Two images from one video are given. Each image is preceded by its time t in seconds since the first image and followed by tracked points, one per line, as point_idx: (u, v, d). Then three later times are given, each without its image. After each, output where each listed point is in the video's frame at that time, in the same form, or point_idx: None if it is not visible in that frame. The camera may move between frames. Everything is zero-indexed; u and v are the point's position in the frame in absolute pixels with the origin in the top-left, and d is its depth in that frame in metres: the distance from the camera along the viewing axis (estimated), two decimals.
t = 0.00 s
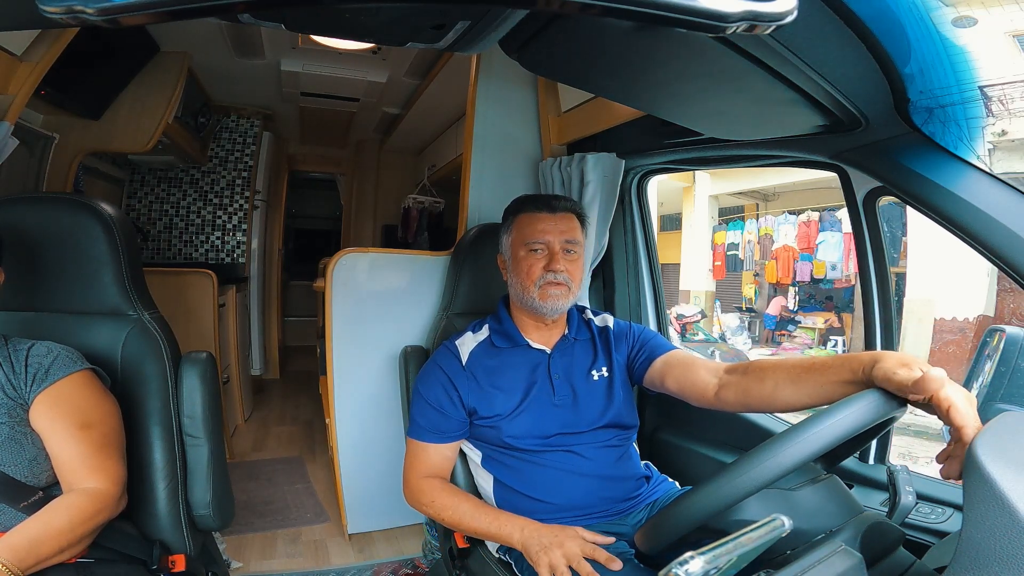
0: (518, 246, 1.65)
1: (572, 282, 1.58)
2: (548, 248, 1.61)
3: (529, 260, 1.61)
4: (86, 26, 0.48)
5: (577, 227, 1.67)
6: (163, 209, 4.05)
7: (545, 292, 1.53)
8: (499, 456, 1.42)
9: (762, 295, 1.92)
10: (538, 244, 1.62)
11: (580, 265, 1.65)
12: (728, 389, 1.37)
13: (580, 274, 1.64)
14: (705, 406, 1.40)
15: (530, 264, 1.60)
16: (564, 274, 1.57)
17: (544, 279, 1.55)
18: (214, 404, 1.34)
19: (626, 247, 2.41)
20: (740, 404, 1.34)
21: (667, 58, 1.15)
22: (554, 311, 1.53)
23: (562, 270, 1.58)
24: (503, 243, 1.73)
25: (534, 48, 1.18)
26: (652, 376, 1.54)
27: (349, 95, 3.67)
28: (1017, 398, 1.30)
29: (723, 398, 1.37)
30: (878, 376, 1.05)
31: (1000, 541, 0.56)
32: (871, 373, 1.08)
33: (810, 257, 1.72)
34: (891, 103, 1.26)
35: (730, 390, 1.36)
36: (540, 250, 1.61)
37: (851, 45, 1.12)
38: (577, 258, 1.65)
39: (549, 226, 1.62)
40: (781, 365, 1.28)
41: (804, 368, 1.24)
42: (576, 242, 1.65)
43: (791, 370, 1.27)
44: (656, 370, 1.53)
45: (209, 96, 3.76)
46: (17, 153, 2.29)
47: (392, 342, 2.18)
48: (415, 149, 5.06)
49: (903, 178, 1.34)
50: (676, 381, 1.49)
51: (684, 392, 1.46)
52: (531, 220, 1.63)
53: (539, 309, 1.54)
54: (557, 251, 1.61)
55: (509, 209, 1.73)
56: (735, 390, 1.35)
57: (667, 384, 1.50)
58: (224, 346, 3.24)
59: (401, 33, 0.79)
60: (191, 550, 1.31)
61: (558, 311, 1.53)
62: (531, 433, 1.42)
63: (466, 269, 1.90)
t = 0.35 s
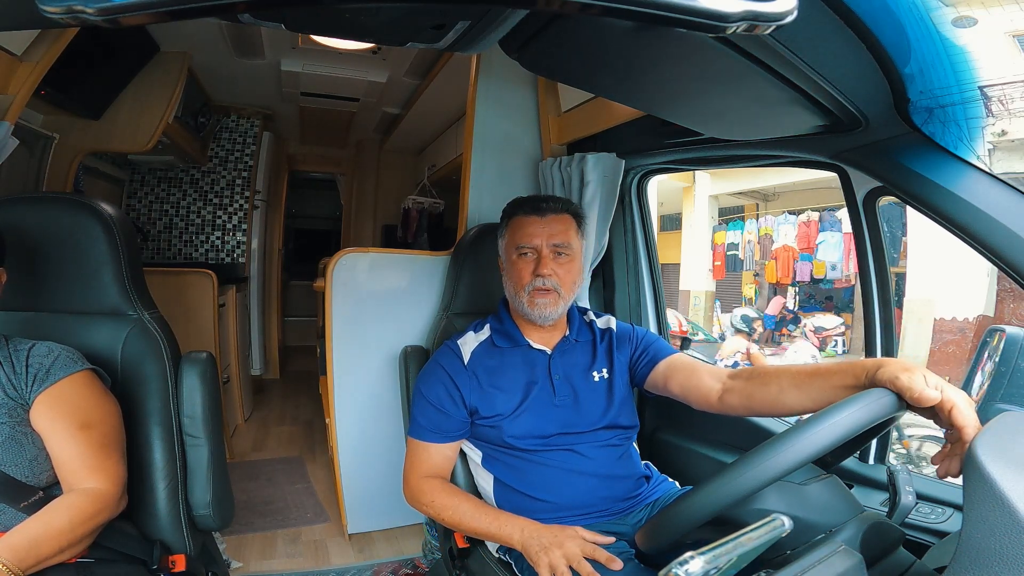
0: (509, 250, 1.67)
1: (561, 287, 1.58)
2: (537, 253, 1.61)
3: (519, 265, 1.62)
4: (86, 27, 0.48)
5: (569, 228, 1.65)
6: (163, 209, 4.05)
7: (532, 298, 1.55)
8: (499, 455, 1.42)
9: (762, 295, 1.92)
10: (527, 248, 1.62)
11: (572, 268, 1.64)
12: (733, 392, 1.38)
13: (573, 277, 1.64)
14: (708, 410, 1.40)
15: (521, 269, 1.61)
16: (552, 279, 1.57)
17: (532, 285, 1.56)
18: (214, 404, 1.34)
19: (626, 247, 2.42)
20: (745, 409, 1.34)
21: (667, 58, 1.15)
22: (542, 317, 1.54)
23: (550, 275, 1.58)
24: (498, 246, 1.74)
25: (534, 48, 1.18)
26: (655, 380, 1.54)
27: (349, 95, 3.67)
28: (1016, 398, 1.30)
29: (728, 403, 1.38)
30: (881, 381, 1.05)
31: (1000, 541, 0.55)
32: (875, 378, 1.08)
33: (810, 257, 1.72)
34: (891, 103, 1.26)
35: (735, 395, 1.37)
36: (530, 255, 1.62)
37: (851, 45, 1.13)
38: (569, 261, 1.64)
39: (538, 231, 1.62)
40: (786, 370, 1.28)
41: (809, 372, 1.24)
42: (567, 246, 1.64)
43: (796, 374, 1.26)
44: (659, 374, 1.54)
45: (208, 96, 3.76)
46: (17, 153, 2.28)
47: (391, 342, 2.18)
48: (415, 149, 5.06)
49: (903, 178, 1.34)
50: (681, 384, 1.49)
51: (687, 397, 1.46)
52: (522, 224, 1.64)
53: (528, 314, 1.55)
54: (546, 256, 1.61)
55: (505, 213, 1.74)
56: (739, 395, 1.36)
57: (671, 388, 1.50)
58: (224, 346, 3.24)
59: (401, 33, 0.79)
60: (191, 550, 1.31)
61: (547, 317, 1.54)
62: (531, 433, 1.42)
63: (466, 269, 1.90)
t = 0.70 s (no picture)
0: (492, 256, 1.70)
1: (543, 287, 1.57)
2: (513, 256, 1.62)
3: (500, 270, 1.65)
4: (86, 26, 0.48)
5: (543, 227, 1.63)
6: (163, 209, 4.05)
7: (512, 302, 1.56)
8: (498, 456, 1.43)
9: (762, 295, 1.91)
10: (504, 253, 1.64)
11: (553, 267, 1.62)
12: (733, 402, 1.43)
13: (556, 275, 1.61)
14: (710, 418, 1.44)
15: (501, 275, 1.64)
16: (529, 282, 1.57)
17: (510, 290, 1.58)
18: (214, 404, 1.34)
19: (626, 247, 2.41)
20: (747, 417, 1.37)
21: (668, 58, 1.15)
22: (524, 318, 1.55)
23: (526, 278, 1.57)
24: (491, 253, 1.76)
25: (534, 48, 1.18)
26: (657, 389, 1.57)
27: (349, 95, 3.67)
28: (1016, 397, 1.30)
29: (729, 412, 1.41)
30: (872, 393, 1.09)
31: (1000, 541, 0.55)
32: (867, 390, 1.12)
33: (809, 257, 1.72)
34: (891, 103, 1.26)
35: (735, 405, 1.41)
36: (508, 258, 1.63)
37: (851, 45, 1.13)
38: (548, 260, 1.62)
39: (511, 233, 1.63)
40: (784, 383, 1.32)
41: (807, 387, 1.29)
42: (540, 244, 1.61)
43: (794, 388, 1.30)
44: (660, 382, 1.56)
45: (208, 96, 3.76)
46: (17, 153, 2.28)
47: (391, 342, 2.18)
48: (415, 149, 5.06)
49: (903, 178, 1.34)
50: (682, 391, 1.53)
51: (686, 406, 1.50)
52: (496, 232, 1.66)
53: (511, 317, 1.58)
54: (522, 260, 1.60)
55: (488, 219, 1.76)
56: (740, 405, 1.39)
57: (673, 398, 1.53)
58: (224, 346, 3.24)
59: (401, 32, 0.79)
60: (191, 550, 1.31)
61: (531, 318, 1.54)
62: (531, 434, 1.41)
63: (466, 269, 1.90)
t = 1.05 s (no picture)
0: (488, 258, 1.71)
1: (534, 287, 1.57)
2: (506, 257, 1.63)
3: (495, 272, 1.66)
4: (86, 26, 0.48)
5: (534, 226, 1.63)
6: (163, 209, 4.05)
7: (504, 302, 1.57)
8: (497, 455, 1.43)
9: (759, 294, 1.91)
10: (497, 254, 1.65)
11: (546, 268, 1.61)
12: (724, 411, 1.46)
13: (548, 276, 1.61)
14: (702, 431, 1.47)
15: (496, 276, 1.65)
16: (518, 282, 1.57)
17: (502, 291, 1.58)
18: (214, 404, 1.34)
19: (626, 247, 2.40)
20: (738, 429, 1.39)
21: (668, 58, 1.14)
22: (516, 318, 1.55)
23: (516, 279, 1.57)
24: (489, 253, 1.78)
25: (534, 48, 1.18)
26: (652, 397, 1.59)
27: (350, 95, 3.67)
28: (1016, 398, 1.30)
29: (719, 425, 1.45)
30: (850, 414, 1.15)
31: (999, 541, 0.55)
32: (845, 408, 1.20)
33: (807, 257, 1.71)
34: (891, 103, 1.26)
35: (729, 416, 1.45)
36: (501, 260, 1.64)
37: (851, 45, 1.13)
38: (540, 259, 1.62)
39: (503, 235, 1.64)
40: (772, 399, 1.36)
41: (793, 404, 1.33)
42: (530, 245, 1.61)
43: (782, 404, 1.34)
44: (661, 392, 1.58)
45: (208, 96, 3.76)
46: (17, 153, 2.28)
47: (391, 342, 2.18)
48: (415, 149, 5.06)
49: (903, 178, 1.34)
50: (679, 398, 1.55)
51: (680, 416, 1.54)
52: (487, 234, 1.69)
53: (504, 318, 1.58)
54: (512, 260, 1.61)
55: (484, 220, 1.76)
56: (731, 418, 1.43)
57: (671, 407, 1.56)
58: (224, 346, 3.24)
59: (401, 33, 0.79)
60: (191, 550, 1.31)
61: (524, 318, 1.54)
62: (530, 433, 1.42)
63: (466, 269, 1.90)
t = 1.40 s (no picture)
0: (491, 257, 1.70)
1: (541, 287, 1.57)
2: (511, 257, 1.62)
3: (499, 271, 1.65)
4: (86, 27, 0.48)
5: (540, 226, 1.63)
6: (163, 209, 4.05)
7: (511, 302, 1.56)
8: (497, 456, 1.43)
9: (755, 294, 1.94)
10: (502, 254, 1.64)
11: (551, 268, 1.61)
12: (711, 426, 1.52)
13: (554, 276, 1.61)
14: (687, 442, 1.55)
15: (500, 275, 1.64)
16: (524, 282, 1.57)
17: (509, 290, 1.58)
18: (214, 404, 1.34)
19: (626, 247, 2.40)
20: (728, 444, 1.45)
21: (667, 58, 1.14)
22: (522, 318, 1.55)
23: (523, 279, 1.57)
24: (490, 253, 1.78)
25: (534, 48, 1.18)
26: (645, 407, 1.62)
27: (350, 95, 3.67)
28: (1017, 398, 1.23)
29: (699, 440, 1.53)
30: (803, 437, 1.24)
31: (998, 540, 0.54)
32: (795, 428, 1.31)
33: (803, 257, 1.71)
34: (890, 103, 1.26)
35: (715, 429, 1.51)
36: (507, 259, 1.64)
37: (850, 45, 1.13)
38: (546, 260, 1.62)
39: (509, 234, 1.62)
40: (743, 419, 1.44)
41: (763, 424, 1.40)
42: (537, 246, 1.62)
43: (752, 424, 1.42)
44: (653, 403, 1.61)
45: (209, 96, 3.76)
46: (17, 153, 2.28)
47: (391, 342, 2.18)
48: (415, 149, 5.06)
49: (902, 177, 1.34)
50: (671, 407, 1.60)
51: (669, 429, 1.59)
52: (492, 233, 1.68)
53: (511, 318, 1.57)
54: (519, 260, 1.60)
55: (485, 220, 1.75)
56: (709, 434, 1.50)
57: (663, 419, 1.60)
58: (224, 346, 3.24)
59: (400, 33, 0.79)
60: (191, 550, 1.31)
61: (530, 318, 1.54)
62: (530, 434, 1.42)
63: (467, 269, 1.90)
